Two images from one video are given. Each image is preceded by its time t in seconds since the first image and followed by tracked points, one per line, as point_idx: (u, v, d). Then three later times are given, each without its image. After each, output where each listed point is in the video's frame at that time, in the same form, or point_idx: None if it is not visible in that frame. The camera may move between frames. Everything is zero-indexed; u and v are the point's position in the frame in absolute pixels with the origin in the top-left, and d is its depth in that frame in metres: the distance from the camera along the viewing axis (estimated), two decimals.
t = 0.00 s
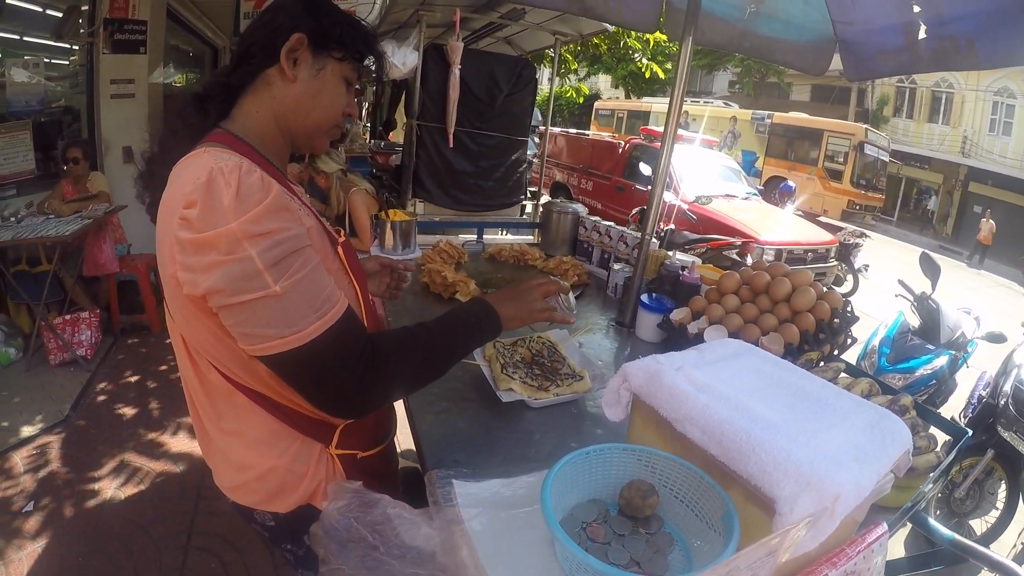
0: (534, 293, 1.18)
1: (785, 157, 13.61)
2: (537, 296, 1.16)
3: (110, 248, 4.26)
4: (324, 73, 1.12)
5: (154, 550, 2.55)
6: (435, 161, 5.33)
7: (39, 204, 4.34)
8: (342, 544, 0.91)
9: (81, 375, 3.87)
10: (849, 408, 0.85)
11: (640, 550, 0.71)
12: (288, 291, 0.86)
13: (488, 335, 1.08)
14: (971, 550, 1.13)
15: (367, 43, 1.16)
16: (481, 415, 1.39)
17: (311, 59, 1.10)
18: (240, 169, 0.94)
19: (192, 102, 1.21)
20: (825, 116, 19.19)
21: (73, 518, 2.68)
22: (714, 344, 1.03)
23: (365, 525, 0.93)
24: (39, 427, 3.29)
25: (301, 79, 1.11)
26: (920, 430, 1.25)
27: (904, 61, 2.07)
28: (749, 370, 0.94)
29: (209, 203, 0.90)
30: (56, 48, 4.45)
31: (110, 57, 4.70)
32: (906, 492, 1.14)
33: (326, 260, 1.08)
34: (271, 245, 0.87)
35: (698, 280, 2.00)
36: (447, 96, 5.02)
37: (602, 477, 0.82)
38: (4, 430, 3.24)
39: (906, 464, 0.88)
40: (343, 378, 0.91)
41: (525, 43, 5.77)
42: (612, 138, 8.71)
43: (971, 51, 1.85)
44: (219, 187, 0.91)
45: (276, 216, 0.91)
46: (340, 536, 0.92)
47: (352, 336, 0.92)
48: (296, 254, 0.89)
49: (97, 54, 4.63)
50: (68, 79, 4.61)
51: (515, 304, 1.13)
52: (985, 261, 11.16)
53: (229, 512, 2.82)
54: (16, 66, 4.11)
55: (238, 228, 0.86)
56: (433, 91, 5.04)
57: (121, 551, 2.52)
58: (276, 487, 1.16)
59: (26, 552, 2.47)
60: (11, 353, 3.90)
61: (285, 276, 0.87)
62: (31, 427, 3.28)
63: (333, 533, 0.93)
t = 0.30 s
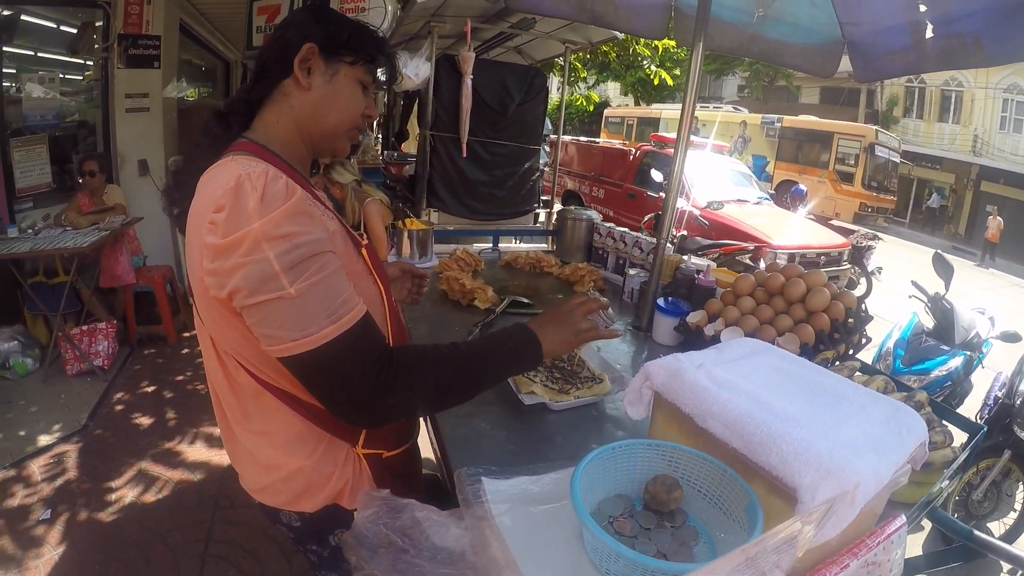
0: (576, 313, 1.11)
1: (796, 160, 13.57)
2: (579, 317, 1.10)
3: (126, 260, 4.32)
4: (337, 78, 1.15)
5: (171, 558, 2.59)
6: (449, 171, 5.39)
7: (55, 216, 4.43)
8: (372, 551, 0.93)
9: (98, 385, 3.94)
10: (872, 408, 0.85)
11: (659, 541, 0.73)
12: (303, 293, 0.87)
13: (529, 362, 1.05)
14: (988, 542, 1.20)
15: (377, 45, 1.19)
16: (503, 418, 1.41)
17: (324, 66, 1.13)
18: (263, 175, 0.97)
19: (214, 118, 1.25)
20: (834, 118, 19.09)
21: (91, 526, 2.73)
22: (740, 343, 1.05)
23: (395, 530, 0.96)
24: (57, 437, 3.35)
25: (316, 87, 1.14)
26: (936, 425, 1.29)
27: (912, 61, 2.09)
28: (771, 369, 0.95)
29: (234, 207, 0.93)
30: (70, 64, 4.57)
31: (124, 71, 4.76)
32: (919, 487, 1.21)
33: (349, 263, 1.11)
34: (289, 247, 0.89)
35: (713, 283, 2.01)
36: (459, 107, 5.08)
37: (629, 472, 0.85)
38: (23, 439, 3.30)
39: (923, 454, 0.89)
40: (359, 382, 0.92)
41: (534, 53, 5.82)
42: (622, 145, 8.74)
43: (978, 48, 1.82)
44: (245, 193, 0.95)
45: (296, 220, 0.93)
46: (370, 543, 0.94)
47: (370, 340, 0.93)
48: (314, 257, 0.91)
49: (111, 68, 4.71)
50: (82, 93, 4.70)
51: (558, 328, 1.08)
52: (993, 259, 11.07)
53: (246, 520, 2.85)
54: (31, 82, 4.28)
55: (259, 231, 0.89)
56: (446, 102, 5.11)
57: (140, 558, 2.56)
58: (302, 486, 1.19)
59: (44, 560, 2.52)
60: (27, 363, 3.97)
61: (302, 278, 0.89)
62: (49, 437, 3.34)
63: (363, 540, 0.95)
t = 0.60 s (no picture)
0: (591, 303, 1.13)
1: (793, 164, 13.63)
2: (594, 306, 1.11)
3: (125, 264, 4.34)
4: (342, 78, 1.16)
5: (171, 560, 2.59)
6: (449, 176, 5.41)
7: (56, 222, 4.43)
8: (379, 543, 0.94)
9: (98, 389, 3.95)
10: (867, 403, 0.87)
11: (657, 530, 0.76)
12: (303, 289, 0.88)
13: (542, 360, 1.05)
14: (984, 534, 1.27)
15: (379, 42, 1.19)
16: (506, 416, 1.42)
17: (327, 66, 1.14)
18: (266, 176, 0.99)
19: (220, 122, 1.27)
20: (831, 122, 19.17)
21: (90, 530, 2.73)
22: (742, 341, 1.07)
23: (402, 522, 0.97)
24: (56, 441, 3.36)
25: (320, 88, 1.15)
26: (931, 418, 1.32)
27: (910, 65, 2.10)
28: (772, 367, 0.96)
29: (236, 208, 0.95)
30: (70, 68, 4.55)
31: (126, 76, 4.79)
32: (917, 478, 1.23)
33: (352, 261, 1.12)
34: (291, 245, 0.90)
35: (712, 283, 2.03)
36: (460, 112, 5.11)
37: (632, 464, 0.89)
38: (21, 444, 3.31)
39: (920, 444, 0.95)
40: (360, 377, 0.92)
41: (533, 58, 5.86)
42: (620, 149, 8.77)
43: (974, 51, 1.86)
44: (246, 194, 0.96)
45: (297, 219, 0.95)
46: (379, 535, 0.95)
47: (371, 336, 0.93)
48: (316, 254, 0.91)
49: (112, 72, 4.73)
50: (82, 98, 4.70)
51: (574, 320, 1.09)
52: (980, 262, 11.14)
53: (246, 523, 2.86)
54: (31, 86, 4.29)
55: (260, 230, 0.90)
56: (446, 107, 5.13)
57: (139, 562, 2.56)
58: (304, 481, 1.20)
59: (42, 563, 2.52)
60: (26, 368, 3.98)
61: (303, 274, 0.89)
62: (48, 441, 3.35)
63: (371, 532, 0.96)
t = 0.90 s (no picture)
0: (596, 306, 1.13)
1: (792, 163, 13.66)
2: (600, 309, 1.11)
3: (126, 269, 4.35)
4: (336, 80, 1.15)
5: (174, 564, 2.60)
6: (448, 179, 5.42)
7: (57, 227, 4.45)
8: (385, 535, 1.01)
9: (99, 394, 3.96)
10: (864, 398, 0.88)
11: (659, 524, 0.77)
12: (300, 290, 0.89)
13: (545, 361, 1.05)
14: (986, 529, 1.27)
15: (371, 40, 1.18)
16: (507, 415, 1.43)
17: (320, 71, 1.14)
18: (266, 180, 1.00)
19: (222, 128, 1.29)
20: (829, 121, 19.20)
21: (92, 534, 2.74)
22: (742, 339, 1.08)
23: (406, 515, 1.02)
24: (58, 446, 3.37)
25: (314, 91, 1.16)
26: (930, 413, 1.34)
27: (903, 62, 2.12)
28: (771, 365, 0.97)
29: (237, 211, 0.96)
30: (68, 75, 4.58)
31: (124, 82, 4.80)
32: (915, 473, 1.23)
33: (352, 264, 1.13)
34: (289, 246, 0.91)
35: (712, 282, 2.04)
36: (458, 114, 5.12)
37: (634, 459, 0.90)
38: (23, 448, 3.32)
39: (919, 438, 0.96)
40: (359, 377, 0.92)
41: (531, 61, 5.88)
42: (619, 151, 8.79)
43: (967, 47, 1.87)
44: (246, 198, 0.97)
45: (296, 220, 0.96)
46: (384, 528, 1.01)
47: (369, 337, 0.93)
48: (314, 255, 0.92)
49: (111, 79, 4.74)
50: (82, 104, 4.72)
51: (578, 322, 1.10)
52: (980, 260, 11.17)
53: (248, 527, 2.87)
54: (29, 93, 4.30)
55: (258, 232, 0.91)
56: (445, 110, 5.15)
57: (141, 565, 2.57)
58: (307, 481, 1.20)
59: (45, 567, 2.54)
60: (27, 373, 3.99)
61: (301, 275, 0.90)
62: (50, 445, 3.36)
63: (376, 523, 1.01)
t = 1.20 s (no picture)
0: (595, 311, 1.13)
1: (791, 166, 13.70)
2: (598, 314, 1.11)
3: (126, 271, 4.35)
4: (313, 70, 1.12)
5: (174, 566, 2.60)
6: (448, 182, 5.45)
7: (56, 230, 4.45)
8: (386, 540, 0.98)
9: (99, 397, 3.96)
10: (861, 397, 0.89)
11: (659, 521, 0.78)
12: (303, 292, 0.90)
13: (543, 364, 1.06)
14: (984, 528, 1.30)
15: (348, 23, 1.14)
16: (508, 416, 1.44)
17: (299, 68, 1.13)
18: (268, 182, 1.01)
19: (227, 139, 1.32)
20: (828, 124, 19.27)
21: (93, 536, 2.74)
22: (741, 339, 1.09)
23: (407, 520, 1.00)
24: (58, 448, 3.37)
25: (297, 91, 1.15)
26: (929, 412, 1.38)
27: (902, 63, 2.13)
28: (769, 365, 0.97)
29: (239, 213, 0.97)
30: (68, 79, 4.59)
31: (124, 85, 4.81)
32: (910, 472, 1.26)
33: (353, 266, 1.14)
34: (292, 249, 0.92)
35: (711, 284, 2.05)
36: (458, 117, 5.14)
37: (633, 457, 0.92)
38: (23, 451, 3.32)
39: (916, 436, 0.97)
40: (361, 378, 0.93)
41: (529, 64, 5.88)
42: (618, 154, 8.82)
43: (964, 49, 1.89)
44: (249, 200, 0.98)
45: (298, 223, 0.96)
46: (385, 532, 0.99)
47: (371, 338, 0.94)
48: (318, 257, 0.93)
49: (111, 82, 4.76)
50: (83, 107, 4.75)
51: (575, 327, 1.10)
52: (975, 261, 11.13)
53: (249, 529, 2.87)
54: (30, 96, 4.34)
55: (262, 234, 0.92)
56: (444, 113, 5.17)
57: (141, 567, 2.57)
58: (305, 481, 1.21)
59: (44, 569, 2.54)
60: (27, 375, 3.99)
61: (304, 277, 0.91)
62: (50, 448, 3.37)
63: (377, 529, 1.00)
